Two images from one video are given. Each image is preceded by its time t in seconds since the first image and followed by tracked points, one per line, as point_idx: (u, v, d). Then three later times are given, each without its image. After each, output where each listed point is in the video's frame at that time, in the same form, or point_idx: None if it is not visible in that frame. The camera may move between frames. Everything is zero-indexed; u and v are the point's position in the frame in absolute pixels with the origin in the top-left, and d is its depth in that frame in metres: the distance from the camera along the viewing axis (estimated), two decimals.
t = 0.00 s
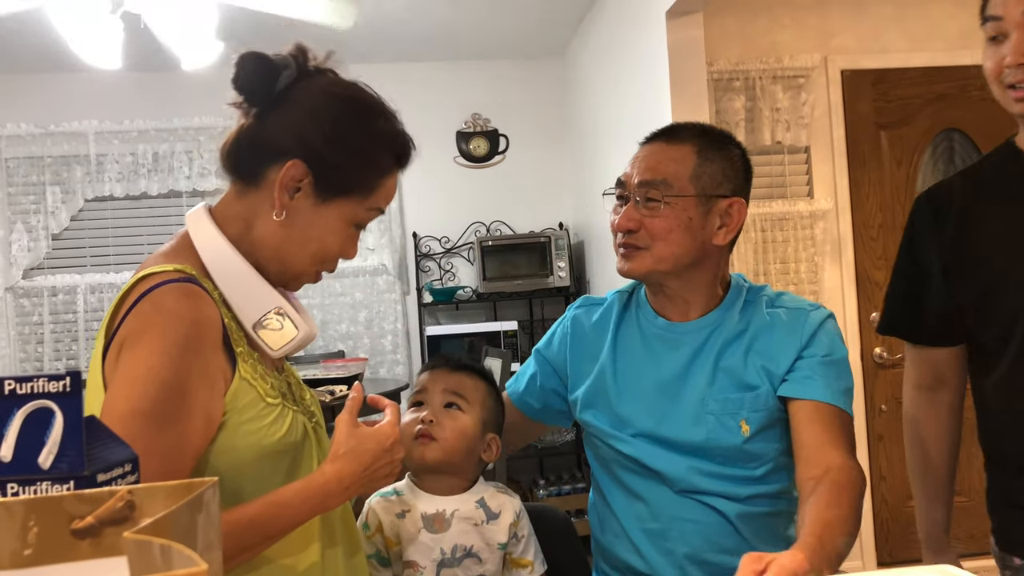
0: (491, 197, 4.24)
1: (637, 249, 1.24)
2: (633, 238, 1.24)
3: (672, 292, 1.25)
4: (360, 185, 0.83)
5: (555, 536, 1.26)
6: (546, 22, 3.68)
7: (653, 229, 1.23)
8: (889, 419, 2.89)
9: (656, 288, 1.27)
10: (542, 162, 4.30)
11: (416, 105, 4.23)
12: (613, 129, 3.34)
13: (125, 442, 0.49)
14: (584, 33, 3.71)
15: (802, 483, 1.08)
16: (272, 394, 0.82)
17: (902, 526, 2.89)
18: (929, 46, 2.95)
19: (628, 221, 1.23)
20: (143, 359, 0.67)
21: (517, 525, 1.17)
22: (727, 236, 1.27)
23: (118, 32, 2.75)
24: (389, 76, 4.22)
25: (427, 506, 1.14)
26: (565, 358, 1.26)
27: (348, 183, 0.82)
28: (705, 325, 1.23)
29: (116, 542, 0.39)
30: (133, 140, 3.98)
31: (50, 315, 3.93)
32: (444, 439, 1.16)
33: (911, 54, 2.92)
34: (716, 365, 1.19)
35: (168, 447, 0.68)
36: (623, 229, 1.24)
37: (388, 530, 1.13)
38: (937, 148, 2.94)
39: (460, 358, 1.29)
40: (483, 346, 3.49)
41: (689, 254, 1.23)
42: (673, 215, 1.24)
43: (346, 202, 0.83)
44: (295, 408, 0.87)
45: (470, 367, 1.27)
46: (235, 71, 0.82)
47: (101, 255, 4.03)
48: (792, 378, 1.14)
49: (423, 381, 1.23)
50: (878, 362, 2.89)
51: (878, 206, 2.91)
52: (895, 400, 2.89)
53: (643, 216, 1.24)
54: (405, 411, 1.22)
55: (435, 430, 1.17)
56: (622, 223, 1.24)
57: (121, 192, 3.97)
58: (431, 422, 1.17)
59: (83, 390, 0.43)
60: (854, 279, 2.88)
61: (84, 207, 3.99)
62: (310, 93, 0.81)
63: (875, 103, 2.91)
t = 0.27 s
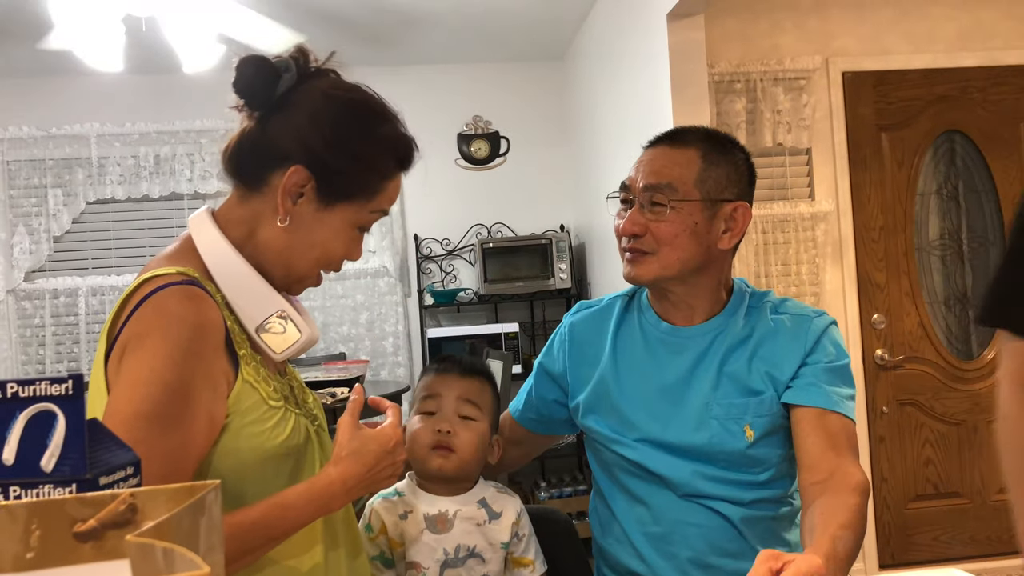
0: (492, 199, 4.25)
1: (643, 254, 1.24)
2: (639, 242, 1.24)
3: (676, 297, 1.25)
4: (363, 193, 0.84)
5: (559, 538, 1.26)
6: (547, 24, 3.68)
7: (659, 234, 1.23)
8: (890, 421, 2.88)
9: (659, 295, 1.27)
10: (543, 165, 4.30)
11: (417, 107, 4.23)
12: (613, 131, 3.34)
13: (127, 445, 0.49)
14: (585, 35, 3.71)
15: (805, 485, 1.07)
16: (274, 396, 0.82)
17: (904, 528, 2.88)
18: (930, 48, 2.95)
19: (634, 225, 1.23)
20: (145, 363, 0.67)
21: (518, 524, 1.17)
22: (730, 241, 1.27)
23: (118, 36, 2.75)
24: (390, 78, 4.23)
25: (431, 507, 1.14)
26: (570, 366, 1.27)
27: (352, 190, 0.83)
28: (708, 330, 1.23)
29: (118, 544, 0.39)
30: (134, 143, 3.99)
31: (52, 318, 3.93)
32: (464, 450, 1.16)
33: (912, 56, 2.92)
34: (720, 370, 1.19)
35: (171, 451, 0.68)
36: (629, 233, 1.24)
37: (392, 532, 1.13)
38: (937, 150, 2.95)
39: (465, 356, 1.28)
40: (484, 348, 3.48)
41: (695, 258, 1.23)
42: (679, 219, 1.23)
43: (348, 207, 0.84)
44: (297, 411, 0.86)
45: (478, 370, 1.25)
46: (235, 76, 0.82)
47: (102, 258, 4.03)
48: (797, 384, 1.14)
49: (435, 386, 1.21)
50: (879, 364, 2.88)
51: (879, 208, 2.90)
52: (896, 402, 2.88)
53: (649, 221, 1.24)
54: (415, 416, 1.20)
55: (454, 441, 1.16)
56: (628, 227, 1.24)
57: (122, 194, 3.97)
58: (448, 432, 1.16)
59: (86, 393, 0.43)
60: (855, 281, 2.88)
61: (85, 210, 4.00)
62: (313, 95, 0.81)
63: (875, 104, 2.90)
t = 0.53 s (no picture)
0: (492, 200, 4.25)
1: (644, 257, 1.24)
2: (639, 245, 1.24)
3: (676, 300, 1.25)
4: (361, 194, 0.84)
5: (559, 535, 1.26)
6: (546, 25, 3.68)
7: (659, 235, 1.23)
8: (890, 421, 2.89)
9: (659, 300, 1.26)
10: (543, 166, 4.31)
11: (417, 109, 4.24)
12: (613, 132, 3.34)
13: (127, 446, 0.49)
14: (585, 36, 3.72)
15: (806, 486, 1.07)
16: (274, 398, 0.82)
17: (904, 529, 2.88)
18: (929, 49, 2.95)
19: (635, 227, 1.23)
20: (144, 365, 0.68)
21: (523, 522, 1.18)
22: (730, 242, 1.27)
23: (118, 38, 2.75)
24: (390, 80, 4.23)
25: (438, 506, 1.14)
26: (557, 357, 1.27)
27: (350, 192, 0.82)
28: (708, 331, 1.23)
29: (118, 546, 0.39)
30: (134, 145, 3.99)
31: (52, 320, 3.93)
32: (484, 458, 1.17)
33: (912, 56, 2.92)
34: (721, 371, 1.19)
35: (173, 452, 0.68)
36: (630, 235, 1.24)
37: (401, 529, 1.12)
38: (937, 151, 2.95)
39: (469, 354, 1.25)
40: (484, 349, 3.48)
41: (696, 260, 1.23)
42: (679, 221, 1.23)
43: (348, 210, 0.84)
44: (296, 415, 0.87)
45: (484, 372, 1.24)
46: (236, 78, 0.83)
47: (102, 259, 4.03)
48: (798, 386, 1.14)
49: (450, 393, 1.18)
50: (879, 365, 2.88)
51: (879, 209, 2.91)
52: (896, 402, 2.88)
53: (649, 223, 1.24)
54: (427, 421, 1.17)
55: (475, 449, 1.16)
56: (628, 229, 1.24)
57: (123, 196, 3.98)
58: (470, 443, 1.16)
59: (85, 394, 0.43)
60: (855, 282, 2.88)
61: (86, 211, 4.00)
62: (311, 97, 0.81)
63: (875, 105, 2.91)
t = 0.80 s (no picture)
0: (492, 200, 4.25)
1: (634, 256, 1.24)
2: (626, 243, 1.24)
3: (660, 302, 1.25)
4: (359, 195, 0.84)
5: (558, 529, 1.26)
6: (546, 25, 3.68)
7: (648, 233, 1.23)
8: (891, 421, 2.89)
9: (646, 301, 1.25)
10: (543, 166, 4.31)
11: (416, 108, 4.24)
12: (613, 132, 3.33)
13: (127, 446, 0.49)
14: (585, 36, 3.72)
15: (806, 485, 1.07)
16: (269, 396, 0.82)
17: (905, 528, 2.88)
18: (929, 49, 2.95)
19: (622, 226, 1.23)
20: (141, 366, 0.68)
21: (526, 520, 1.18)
22: (718, 240, 1.27)
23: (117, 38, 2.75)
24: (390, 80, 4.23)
25: (441, 505, 1.14)
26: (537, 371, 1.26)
27: (347, 193, 0.83)
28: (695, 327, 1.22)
29: (118, 546, 0.39)
30: (134, 144, 3.99)
31: (53, 320, 3.93)
32: (489, 457, 1.17)
33: (912, 56, 2.92)
34: (707, 369, 1.19)
35: (181, 452, 0.69)
36: (617, 234, 1.24)
37: (403, 532, 1.11)
38: (937, 150, 2.95)
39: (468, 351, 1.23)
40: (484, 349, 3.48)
41: (684, 259, 1.23)
42: (667, 218, 1.23)
43: (347, 211, 0.84)
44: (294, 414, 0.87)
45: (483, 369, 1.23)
46: (236, 78, 0.83)
47: (102, 259, 4.03)
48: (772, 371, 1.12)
49: (451, 393, 1.17)
50: (879, 364, 2.88)
51: (879, 208, 2.90)
52: (896, 401, 2.89)
53: (637, 220, 1.24)
54: (430, 423, 1.16)
55: (480, 449, 1.16)
56: (615, 228, 1.25)
57: (123, 196, 3.98)
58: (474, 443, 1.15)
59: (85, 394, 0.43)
60: (854, 281, 2.88)
61: (85, 211, 4.00)
62: (311, 96, 0.81)
63: (875, 104, 2.90)
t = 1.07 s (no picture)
0: (491, 198, 4.25)
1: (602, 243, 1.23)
2: (599, 230, 1.24)
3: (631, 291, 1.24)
4: (349, 187, 0.83)
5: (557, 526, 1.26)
6: (546, 24, 3.68)
7: (620, 222, 1.22)
8: (890, 419, 2.89)
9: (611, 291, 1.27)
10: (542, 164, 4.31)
11: (416, 107, 4.23)
12: (613, 131, 3.33)
13: (127, 444, 0.49)
14: (585, 35, 3.71)
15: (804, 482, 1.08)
16: (267, 395, 0.82)
17: (905, 527, 2.89)
18: (928, 47, 2.95)
19: (596, 212, 1.23)
20: (145, 370, 0.68)
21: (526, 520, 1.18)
22: (689, 238, 1.26)
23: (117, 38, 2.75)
24: (389, 78, 4.22)
25: (441, 506, 1.14)
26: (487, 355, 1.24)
27: (337, 186, 0.82)
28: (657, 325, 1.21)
29: (117, 545, 0.39)
30: (133, 143, 3.99)
31: (52, 319, 3.93)
32: (487, 460, 1.15)
33: (911, 54, 2.92)
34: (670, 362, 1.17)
35: (195, 447, 0.69)
36: (591, 220, 1.24)
37: (402, 533, 1.11)
38: (937, 149, 2.95)
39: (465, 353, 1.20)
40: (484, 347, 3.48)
41: (652, 253, 1.21)
42: (642, 208, 1.22)
43: (334, 205, 0.83)
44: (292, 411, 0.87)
45: (482, 371, 1.19)
46: (220, 78, 0.82)
47: (102, 258, 4.03)
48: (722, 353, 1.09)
49: (446, 399, 1.15)
50: (879, 363, 2.88)
51: (879, 207, 2.90)
52: (896, 400, 2.89)
53: (611, 209, 1.23)
54: (427, 428, 1.15)
55: (477, 453, 1.14)
56: (590, 215, 1.24)
57: (122, 195, 3.97)
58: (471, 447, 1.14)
59: (84, 393, 0.43)
60: (854, 280, 2.88)
61: (84, 210, 3.99)
62: (295, 91, 0.81)
63: (875, 103, 2.90)
